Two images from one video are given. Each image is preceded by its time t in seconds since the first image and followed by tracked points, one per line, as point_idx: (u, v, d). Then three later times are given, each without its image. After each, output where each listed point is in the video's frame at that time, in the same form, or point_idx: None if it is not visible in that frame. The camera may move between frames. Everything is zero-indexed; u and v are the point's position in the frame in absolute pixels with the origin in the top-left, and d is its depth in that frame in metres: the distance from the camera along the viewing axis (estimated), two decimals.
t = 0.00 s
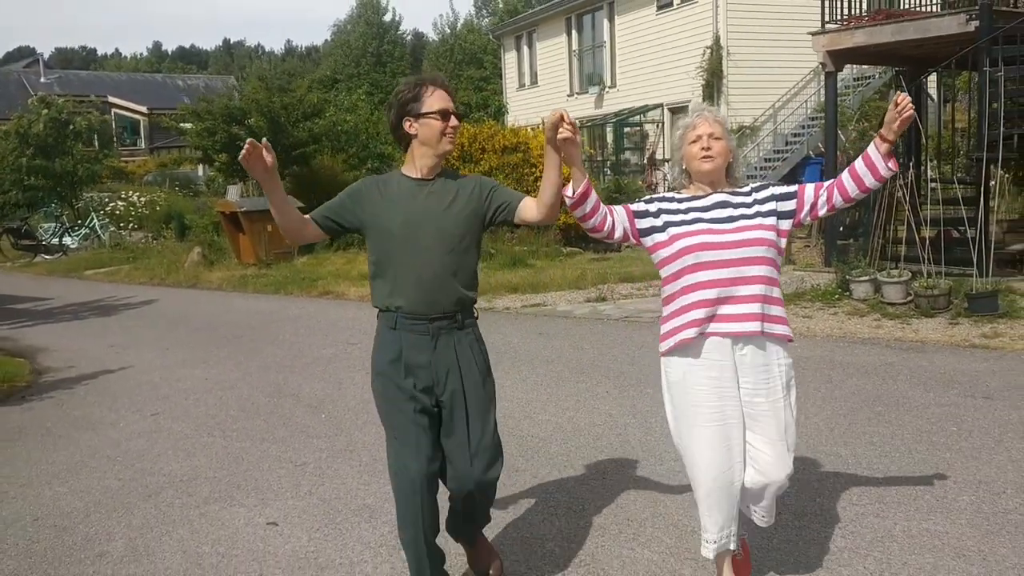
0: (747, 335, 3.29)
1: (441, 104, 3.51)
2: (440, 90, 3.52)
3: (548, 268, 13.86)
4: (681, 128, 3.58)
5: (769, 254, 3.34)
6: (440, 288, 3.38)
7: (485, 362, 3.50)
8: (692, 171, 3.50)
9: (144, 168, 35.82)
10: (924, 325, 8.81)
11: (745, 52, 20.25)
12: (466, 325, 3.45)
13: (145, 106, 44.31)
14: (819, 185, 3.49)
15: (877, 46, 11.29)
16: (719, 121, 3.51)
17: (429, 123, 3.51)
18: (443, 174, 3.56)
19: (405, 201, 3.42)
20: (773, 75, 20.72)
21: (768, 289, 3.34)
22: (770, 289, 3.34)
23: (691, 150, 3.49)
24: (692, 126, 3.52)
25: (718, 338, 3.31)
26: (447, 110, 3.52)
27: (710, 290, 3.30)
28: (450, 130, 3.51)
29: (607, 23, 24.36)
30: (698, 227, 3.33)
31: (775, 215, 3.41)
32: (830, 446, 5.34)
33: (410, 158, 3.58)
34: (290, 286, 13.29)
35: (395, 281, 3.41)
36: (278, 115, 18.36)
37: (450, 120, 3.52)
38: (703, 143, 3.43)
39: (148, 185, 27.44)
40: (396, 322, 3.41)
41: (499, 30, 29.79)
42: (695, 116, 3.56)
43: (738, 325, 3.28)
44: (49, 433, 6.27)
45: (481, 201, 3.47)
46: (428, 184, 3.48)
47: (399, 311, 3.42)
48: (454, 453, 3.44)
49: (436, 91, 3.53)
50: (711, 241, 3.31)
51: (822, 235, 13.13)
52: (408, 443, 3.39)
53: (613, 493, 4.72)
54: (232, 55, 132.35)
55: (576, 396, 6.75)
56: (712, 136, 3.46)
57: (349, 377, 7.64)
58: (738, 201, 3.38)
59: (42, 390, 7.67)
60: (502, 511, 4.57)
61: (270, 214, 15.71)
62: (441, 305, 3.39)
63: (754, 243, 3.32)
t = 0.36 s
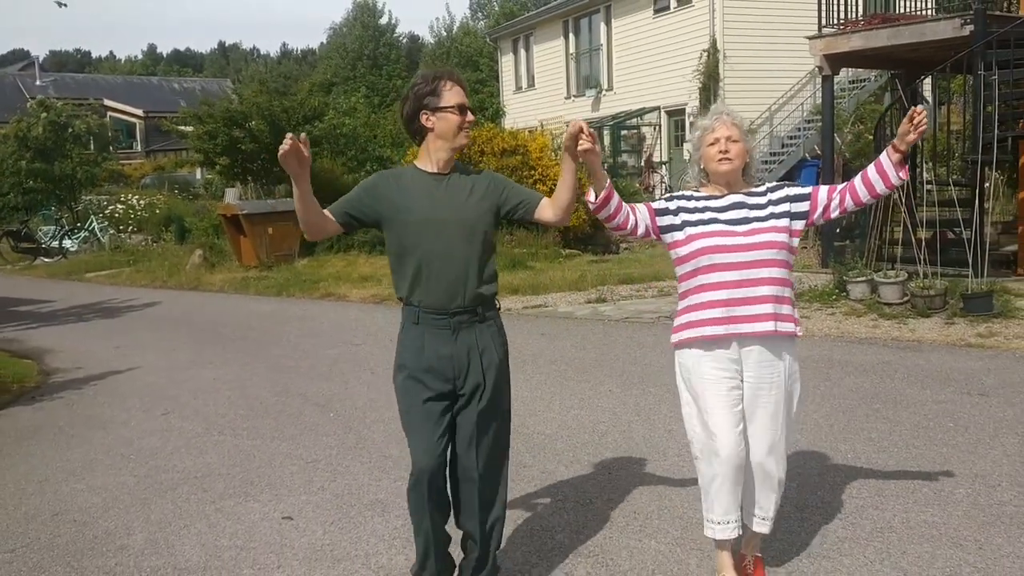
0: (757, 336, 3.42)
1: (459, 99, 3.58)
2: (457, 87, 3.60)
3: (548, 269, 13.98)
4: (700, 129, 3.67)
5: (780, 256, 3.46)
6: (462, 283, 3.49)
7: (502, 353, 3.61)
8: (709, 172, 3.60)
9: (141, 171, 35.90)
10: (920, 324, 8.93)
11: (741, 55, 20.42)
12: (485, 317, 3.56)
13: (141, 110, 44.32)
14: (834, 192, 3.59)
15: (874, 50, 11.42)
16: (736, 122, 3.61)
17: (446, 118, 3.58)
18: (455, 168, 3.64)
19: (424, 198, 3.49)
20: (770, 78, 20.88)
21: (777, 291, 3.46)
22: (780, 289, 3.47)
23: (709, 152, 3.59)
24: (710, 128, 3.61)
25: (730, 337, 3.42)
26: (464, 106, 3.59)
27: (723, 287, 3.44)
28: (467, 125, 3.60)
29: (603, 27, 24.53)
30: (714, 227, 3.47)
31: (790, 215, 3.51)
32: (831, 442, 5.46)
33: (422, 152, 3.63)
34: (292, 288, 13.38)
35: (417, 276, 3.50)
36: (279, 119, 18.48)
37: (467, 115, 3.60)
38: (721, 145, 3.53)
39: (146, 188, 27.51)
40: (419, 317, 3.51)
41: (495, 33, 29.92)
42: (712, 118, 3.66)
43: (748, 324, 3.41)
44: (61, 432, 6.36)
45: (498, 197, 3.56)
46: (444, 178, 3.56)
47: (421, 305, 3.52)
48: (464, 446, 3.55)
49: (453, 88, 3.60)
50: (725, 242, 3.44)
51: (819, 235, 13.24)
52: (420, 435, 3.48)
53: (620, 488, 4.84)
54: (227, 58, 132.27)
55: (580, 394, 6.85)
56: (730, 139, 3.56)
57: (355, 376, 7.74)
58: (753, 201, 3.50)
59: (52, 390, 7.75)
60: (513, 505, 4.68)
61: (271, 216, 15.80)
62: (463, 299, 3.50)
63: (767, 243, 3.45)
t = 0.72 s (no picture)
0: (734, 334, 3.65)
1: (448, 107, 3.69)
2: (444, 94, 3.70)
3: (544, 270, 14.09)
4: (695, 136, 3.87)
5: (758, 261, 3.69)
6: (458, 282, 3.64)
7: (497, 348, 3.73)
8: (699, 177, 3.81)
9: (136, 173, 35.95)
10: (911, 324, 9.05)
11: (734, 58, 20.54)
12: (480, 315, 3.70)
13: (136, 111, 44.31)
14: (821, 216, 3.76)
15: (865, 53, 11.54)
16: (728, 131, 3.79)
17: (438, 126, 3.71)
18: (459, 173, 3.79)
19: (427, 202, 3.66)
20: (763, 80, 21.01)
21: (755, 294, 3.67)
22: (757, 291, 3.68)
23: (700, 157, 3.79)
24: (703, 136, 3.81)
25: (706, 335, 3.68)
26: (451, 111, 3.70)
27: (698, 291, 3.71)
28: (457, 129, 3.71)
29: (597, 29, 24.65)
30: (699, 232, 3.72)
31: (772, 222, 3.74)
32: (821, 438, 5.56)
33: (425, 160, 3.79)
34: (289, 289, 13.47)
35: (417, 274, 3.67)
36: (276, 121, 18.59)
37: (456, 119, 3.71)
38: (710, 153, 3.72)
39: (142, 190, 27.55)
40: (417, 313, 3.69)
41: (490, 35, 30.02)
42: (707, 127, 3.85)
43: (722, 322, 3.65)
44: (64, 432, 6.44)
45: (499, 202, 3.69)
46: (446, 184, 3.72)
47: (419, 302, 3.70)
48: (458, 433, 3.69)
49: (441, 95, 3.71)
50: (707, 246, 3.70)
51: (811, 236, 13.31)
52: (420, 422, 3.68)
53: (615, 483, 4.93)
54: (221, 60, 132.16)
55: (576, 394, 6.96)
56: (719, 148, 3.75)
57: (354, 376, 7.84)
58: (739, 209, 3.73)
59: (53, 391, 7.83)
60: (510, 500, 4.78)
61: (268, 218, 15.89)
62: (458, 297, 3.65)
63: (748, 247, 3.68)
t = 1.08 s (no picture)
0: (706, 329, 4.07)
1: (438, 112, 3.90)
2: (436, 101, 3.92)
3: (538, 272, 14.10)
4: (667, 145, 4.21)
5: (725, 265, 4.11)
6: (446, 276, 3.90)
7: (486, 335, 3.97)
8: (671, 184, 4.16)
9: (130, 175, 35.90)
10: (903, 325, 9.09)
11: (728, 60, 20.60)
12: (467, 306, 3.96)
13: (130, 113, 44.20)
14: (775, 242, 4.21)
15: (857, 56, 11.59)
16: (697, 142, 4.16)
17: (429, 131, 3.92)
18: (450, 176, 4.01)
19: (417, 203, 3.92)
20: (757, 82, 21.08)
21: (721, 294, 4.11)
22: (723, 291, 4.12)
23: (672, 167, 4.14)
24: (675, 147, 4.16)
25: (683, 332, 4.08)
26: (441, 118, 3.91)
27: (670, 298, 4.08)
28: (446, 134, 3.92)
29: (592, 31, 24.69)
30: (674, 236, 4.10)
31: (736, 228, 4.18)
32: (812, 439, 5.60)
33: (419, 162, 4.02)
34: (283, 291, 13.48)
35: (408, 268, 3.93)
36: (271, 123, 18.67)
37: (446, 125, 3.92)
38: (682, 164, 4.07)
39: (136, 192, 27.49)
40: (410, 303, 3.93)
41: (485, 37, 30.03)
42: (679, 137, 4.19)
43: (698, 323, 4.05)
44: (59, 433, 6.46)
45: (483, 205, 3.96)
46: (435, 188, 3.96)
47: (412, 293, 3.94)
48: (452, 413, 3.91)
49: (433, 102, 3.93)
50: (680, 249, 4.08)
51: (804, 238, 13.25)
52: (416, 406, 3.90)
53: (609, 484, 4.97)
54: (216, 61, 131.92)
55: (569, 395, 7.00)
56: (690, 158, 4.10)
57: (348, 378, 7.86)
58: (710, 214, 4.14)
59: (48, 393, 7.84)
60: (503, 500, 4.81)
61: (263, 220, 15.92)
62: (447, 289, 3.90)
63: (716, 249, 4.09)
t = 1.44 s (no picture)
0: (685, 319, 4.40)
1: (451, 133, 4.30)
2: (450, 120, 4.31)
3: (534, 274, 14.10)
4: (646, 147, 4.52)
5: (702, 259, 4.44)
6: (459, 277, 4.34)
7: (494, 329, 4.41)
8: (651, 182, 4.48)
9: (126, 177, 35.86)
10: (897, 328, 9.12)
11: (724, 63, 20.66)
12: (479, 303, 4.39)
13: (126, 114, 44.14)
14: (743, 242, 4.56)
15: (852, 59, 11.64)
16: (673, 142, 4.46)
17: (444, 147, 4.32)
18: (464, 184, 4.44)
19: (435, 211, 4.36)
20: (753, 85, 21.13)
21: (699, 286, 4.43)
22: (700, 283, 4.43)
23: (651, 166, 4.45)
24: (654, 148, 4.46)
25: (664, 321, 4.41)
26: (452, 136, 4.31)
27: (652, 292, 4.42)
28: (457, 152, 4.33)
29: (588, 34, 24.75)
30: (654, 234, 4.43)
31: (711, 224, 4.50)
32: (806, 441, 5.63)
33: (434, 171, 4.44)
34: (280, 292, 13.50)
35: (426, 270, 4.39)
36: (267, 126, 18.69)
37: (456, 143, 4.32)
38: (661, 163, 4.38)
39: (132, 194, 27.44)
40: (428, 298, 4.38)
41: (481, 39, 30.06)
42: (657, 139, 4.50)
43: (678, 312, 4.38)
44: (55, 435, 6.47)
45: (494, 212, 4.39)
46: (450, 197, 4.39)
47: (429, 290, 4.39)
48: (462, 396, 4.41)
49: (447, 121, 4.33)
50: (661, 246, 4.41)
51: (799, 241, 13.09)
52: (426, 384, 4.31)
53: (603, 485, 4.99)
54: (212, 63, 131.86)
55: (564, 396, 7.03)
56: (668, 158, 4.41)
57: (344, 380, 7.88)
58: (687, 210, 4.46)
59: (44, 394, 7.85)
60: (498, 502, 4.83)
61: (259, 222, 15.96)
62: (459, 289, 4.35)
63: (693, 244, 4.42)
